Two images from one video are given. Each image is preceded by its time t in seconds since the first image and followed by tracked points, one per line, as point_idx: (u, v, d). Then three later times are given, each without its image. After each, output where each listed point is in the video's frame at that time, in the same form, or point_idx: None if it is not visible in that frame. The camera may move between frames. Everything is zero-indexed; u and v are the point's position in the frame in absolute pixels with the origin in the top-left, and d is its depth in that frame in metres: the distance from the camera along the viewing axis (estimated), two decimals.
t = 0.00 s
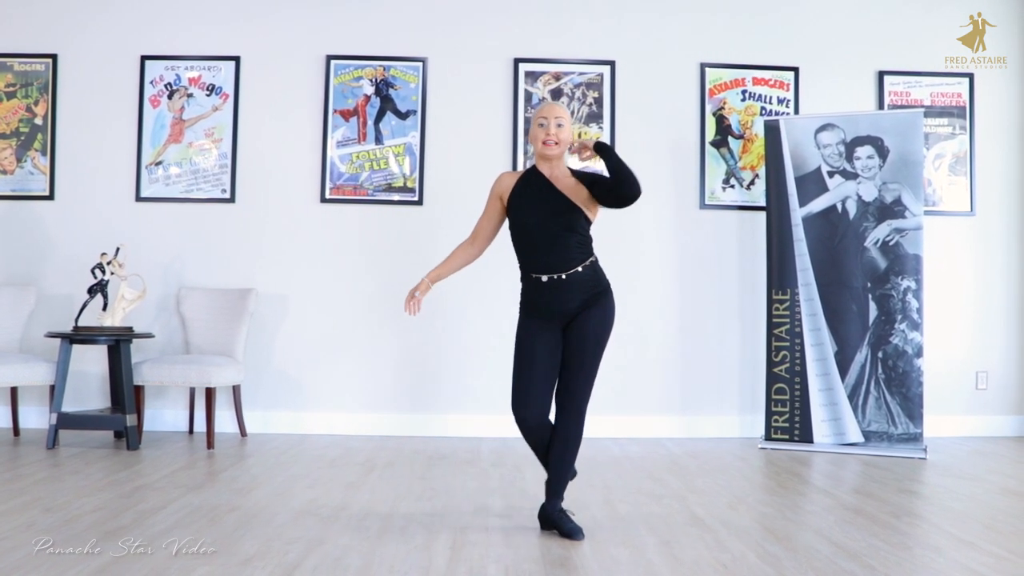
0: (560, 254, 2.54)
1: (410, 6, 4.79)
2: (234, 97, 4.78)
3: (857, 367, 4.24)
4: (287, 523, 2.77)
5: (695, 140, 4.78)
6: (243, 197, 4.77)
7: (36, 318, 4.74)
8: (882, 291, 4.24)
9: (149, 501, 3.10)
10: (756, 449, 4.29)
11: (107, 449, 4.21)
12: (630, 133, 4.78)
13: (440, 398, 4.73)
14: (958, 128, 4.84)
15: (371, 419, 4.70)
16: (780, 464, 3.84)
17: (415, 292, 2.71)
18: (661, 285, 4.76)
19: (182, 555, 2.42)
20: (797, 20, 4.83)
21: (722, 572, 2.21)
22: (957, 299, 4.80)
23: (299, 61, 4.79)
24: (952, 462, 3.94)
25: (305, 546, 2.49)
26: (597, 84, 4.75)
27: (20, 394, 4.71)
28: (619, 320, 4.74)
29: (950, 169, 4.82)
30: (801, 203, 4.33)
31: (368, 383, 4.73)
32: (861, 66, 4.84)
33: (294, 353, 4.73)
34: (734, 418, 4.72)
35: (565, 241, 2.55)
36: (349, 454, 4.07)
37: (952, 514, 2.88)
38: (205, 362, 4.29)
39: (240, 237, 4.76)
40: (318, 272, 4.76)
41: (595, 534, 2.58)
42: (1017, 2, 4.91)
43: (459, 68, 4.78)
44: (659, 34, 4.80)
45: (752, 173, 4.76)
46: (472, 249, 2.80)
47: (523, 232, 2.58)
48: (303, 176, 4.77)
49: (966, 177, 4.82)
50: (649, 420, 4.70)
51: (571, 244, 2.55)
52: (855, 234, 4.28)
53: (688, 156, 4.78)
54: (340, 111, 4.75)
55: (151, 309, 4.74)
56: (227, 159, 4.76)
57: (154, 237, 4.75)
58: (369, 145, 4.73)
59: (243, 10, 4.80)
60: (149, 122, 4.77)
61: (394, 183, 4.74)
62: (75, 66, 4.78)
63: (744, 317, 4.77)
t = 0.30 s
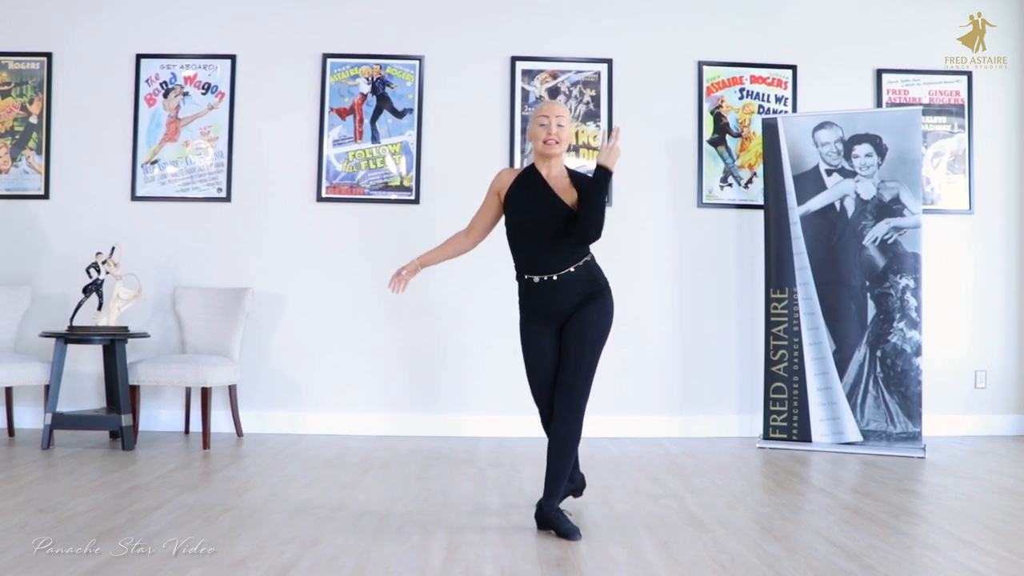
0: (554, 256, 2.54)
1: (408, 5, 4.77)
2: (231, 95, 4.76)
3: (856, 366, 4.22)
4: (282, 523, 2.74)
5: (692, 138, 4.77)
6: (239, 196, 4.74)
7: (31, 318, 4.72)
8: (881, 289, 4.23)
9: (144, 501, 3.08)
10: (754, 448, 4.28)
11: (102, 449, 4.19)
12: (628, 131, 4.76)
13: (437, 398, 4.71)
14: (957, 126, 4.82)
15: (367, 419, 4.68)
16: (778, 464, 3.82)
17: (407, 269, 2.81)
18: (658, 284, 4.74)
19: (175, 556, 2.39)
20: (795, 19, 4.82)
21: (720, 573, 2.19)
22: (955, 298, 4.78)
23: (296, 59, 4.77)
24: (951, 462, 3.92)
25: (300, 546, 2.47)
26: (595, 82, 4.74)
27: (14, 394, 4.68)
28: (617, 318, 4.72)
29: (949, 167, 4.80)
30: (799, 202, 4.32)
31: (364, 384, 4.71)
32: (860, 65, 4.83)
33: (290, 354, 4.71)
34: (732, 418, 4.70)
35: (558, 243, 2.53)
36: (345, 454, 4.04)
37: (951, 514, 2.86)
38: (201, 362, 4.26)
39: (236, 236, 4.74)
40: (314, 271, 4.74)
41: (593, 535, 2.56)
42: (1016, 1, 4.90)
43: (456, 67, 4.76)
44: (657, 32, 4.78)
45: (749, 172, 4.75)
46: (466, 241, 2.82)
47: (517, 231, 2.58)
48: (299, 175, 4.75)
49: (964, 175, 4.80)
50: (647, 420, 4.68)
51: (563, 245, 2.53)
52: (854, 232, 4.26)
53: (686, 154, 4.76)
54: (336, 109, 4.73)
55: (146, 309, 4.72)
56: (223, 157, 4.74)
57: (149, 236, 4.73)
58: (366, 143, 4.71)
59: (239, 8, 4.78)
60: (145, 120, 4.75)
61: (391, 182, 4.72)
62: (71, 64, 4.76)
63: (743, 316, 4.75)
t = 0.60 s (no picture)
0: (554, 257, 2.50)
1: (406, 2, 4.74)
2: (227, 92, 4.72)
3: (856, 366, 4.19)
4: (276, 524, 2.71)
5: (692, 137, 4.74)
6: (235, 194, 4.71)
7: (26, 316, 4.68)
8: (882, 289, 4.20)
9: (136, 502, 3.04)
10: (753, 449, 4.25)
11: (96, 448, 4.15)
12: (627, 129, 4.73)
13: (434, 398, 4.67)
14: (958, 125, 4.80)
15: (364, 419, 4.65)
16: (778, 465, 3.78)
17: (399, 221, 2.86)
18: (657, 283, 4.71)
19: (166, 558, 2.35)
20: (795, 17, 4.79)
21: None
22: (956, 298, 4.76)
23: (293, 56, 4.74)
24: (952, 463, 3.89)
25: (294, 548, 2.43)
26: (594, 80, 4.71)
27: (8, 393, 4.64)
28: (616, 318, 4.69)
29: (950, 166, 4.77)
30: (799, 201, 4.29)
31: (361, 383, 4.68)
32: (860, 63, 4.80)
33: (286, 353, 4.68)
34: (731, 418, 4.67)
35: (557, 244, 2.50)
36: (341, 454, 4.01)
37: (953, 516, 2.83)
38: (196, 361, 4.23)
39: (232, 235, 4.70)
40: (311, 269, 4.70)
41: (591, 537, 2.53)
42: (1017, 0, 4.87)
43: (454, 64, 4.73)
44: (656, 30, 4.75)
45: (749, 171, 4.71)
46: (456, 215, 2.80)
47: (518, 228, 2.56)
48: (296, 172, 4.72)
49: (965, 175, 4.78)
50: (647, 420, 4.65)
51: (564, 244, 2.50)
52: (855, 231, 4.23)
53: (686, 153, 4.73)
54: (333, 106, 4.70)
55: (142, 307, 4.68)
56: (219, 155, 4.70)
57: (145, 234, 4.69)
58: (363, 141, 4.67)
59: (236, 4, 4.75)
60: (141, 117, 4.72)
61: (388, 180, 4.68)
62: (66, 60, 4.73)
63: (742, 315, 4.72)
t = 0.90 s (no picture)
0: (552, 250, 2.50)
1: None
2: (221, 90, 4.67)
3: (857, 366, 4.15)
4: (268, 528, 2.66)
5: (690, 134, 4.69)
6: (229, 193, 4.66)
7: (17, 317, 4.63)
8: (883, 288, 4.15)
9: (126, 505, 2.99)
10: (753, 450, 4.20)
11: (88, 450, 4.09)
12: (625, 127, 4.68)
13: (430, 399, 4.62)
14: (959, 122, 4.75)
15: (360, 419, 4.60)
16: (779, 467, 3.73)
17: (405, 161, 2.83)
18: (656, 282, 4.66)
19: (154, 563, 2.30)
20: (794, 15, 4.74)
21: None
22: (958, 297, 4.71)
23: (287, 53, 4.68)
24: (954, 464, 3.84)
25: (285, 553, 2.38)
26: (592, 77, 4.66)
27: None
28: (614, 317, 4.64)
29: (951, 164, 4.73)
30: (800, 199, 4.24)
31: (356, 384, 4.62)
32: (861, 60, 4.76)
33: (281, 353, 4.62)
34: (731, 419, 4.63)
35: (555, 236, 2.50)
36: (336, 456, 3.95)
37: (957, 519, 2.79)
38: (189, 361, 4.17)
39: (226, 234, 4.65)
40: (306, 269, 4.65)
41: (588, 541, 2.48)
42: None
43: (450, 61, 4.68)
44: (655, 27, 4.70)
45: (749, 168, 4.67)
46: (456, 173, 2.78)
47: (518, 217, 2.55)
48: (291, 171, 4.66)
49: (967, 173, 4.73)
50: (645, 421, 4.60)
51: (563, 237, 2.50)
52: (856, 229, 4.18)
53: (685, 151, 4.69)
54: (328, 104, 4.65)
55: (135, 307, 4.63)
56: (213, 153, 4.65)
57: (138, 233, 4.64)
58: (358, 139, 4.62)
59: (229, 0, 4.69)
60: (133, 115, 4.66)
61: (384, 178, 4.63)
62: (57, 57, 4.67)
63: (741, 315, 4.67)
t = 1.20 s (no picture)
0: (551, 248, 2.48)
1: None
2: (213, 88, 4.60)
3: (859, 367, 4.09)
4: (257, 535, 2.59)
5: (689, 133, 4.63)
6: (221, 192, 4.59)
7: (6, 318, 4.56)
8: (885, 288, 4.09)
9: (113, 511, 2.92)
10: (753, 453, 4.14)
11: (77, 454, 4.03)
12: (622, 125, 4.62)
13: (426, 401, 4.56)
14: (962, 121, 4.69)
15: (355, 421, 4.53)
16: (779, 470, 3.68)
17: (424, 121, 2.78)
18: (655, 282, 4.60)
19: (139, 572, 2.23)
20: (794, 12, 4.68)
21: None
22: (960, 297, 4.65)
23: (280, 51, 4.62)
24: (957, 467, 3.79)
25: (273, 562, 2.31)
26: (589, 75, 4.59)
27: None
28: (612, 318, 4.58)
29: (954, 162, 4.67)
30: (801, 198, 4.18)
31: (351, 386, 4.56)
32: (861, 58, 4.70)
33: (274, 355, 4.56)
34: (731, 421, 4.57)
35: (553, 236, 2.48)
36: (329, 459, 3.89)
37: (962, 524, 2.73)
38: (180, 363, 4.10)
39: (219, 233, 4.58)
40: (299, 269, 4.59)
41: (585, 549, 2.41)
42: None
43: (445, 59, 4.61)
44: (653, 24, 4.64)
45: (749, 167, 4.61)
46: (463, 147, 2.72)
47: (518, 219, 2.56)
48: (284, 170, 4.60)
49: (968, 172, 4.68)
50: (644, 423, 4.54)
51: (560, 237, 2.48)
52: (857, 228, 4.13)
53: (684, 150, 4.63)
54: (322, 102, 4.58)
55: (126, 308, 4.56)
56: (205, 152, 4.58)
57: (129, 233, 4.57)
58: (352, 137, 4.56)
59: None
60: (125, 113, 4.59)
61: (379, 177, 4.57)
62: (47, 54, 4.60)
63: (741, 315, 4.61)
